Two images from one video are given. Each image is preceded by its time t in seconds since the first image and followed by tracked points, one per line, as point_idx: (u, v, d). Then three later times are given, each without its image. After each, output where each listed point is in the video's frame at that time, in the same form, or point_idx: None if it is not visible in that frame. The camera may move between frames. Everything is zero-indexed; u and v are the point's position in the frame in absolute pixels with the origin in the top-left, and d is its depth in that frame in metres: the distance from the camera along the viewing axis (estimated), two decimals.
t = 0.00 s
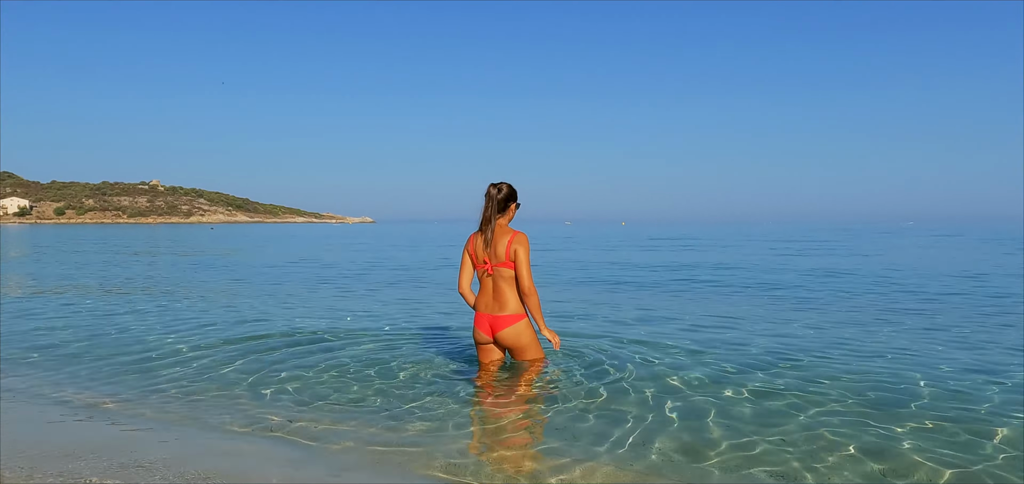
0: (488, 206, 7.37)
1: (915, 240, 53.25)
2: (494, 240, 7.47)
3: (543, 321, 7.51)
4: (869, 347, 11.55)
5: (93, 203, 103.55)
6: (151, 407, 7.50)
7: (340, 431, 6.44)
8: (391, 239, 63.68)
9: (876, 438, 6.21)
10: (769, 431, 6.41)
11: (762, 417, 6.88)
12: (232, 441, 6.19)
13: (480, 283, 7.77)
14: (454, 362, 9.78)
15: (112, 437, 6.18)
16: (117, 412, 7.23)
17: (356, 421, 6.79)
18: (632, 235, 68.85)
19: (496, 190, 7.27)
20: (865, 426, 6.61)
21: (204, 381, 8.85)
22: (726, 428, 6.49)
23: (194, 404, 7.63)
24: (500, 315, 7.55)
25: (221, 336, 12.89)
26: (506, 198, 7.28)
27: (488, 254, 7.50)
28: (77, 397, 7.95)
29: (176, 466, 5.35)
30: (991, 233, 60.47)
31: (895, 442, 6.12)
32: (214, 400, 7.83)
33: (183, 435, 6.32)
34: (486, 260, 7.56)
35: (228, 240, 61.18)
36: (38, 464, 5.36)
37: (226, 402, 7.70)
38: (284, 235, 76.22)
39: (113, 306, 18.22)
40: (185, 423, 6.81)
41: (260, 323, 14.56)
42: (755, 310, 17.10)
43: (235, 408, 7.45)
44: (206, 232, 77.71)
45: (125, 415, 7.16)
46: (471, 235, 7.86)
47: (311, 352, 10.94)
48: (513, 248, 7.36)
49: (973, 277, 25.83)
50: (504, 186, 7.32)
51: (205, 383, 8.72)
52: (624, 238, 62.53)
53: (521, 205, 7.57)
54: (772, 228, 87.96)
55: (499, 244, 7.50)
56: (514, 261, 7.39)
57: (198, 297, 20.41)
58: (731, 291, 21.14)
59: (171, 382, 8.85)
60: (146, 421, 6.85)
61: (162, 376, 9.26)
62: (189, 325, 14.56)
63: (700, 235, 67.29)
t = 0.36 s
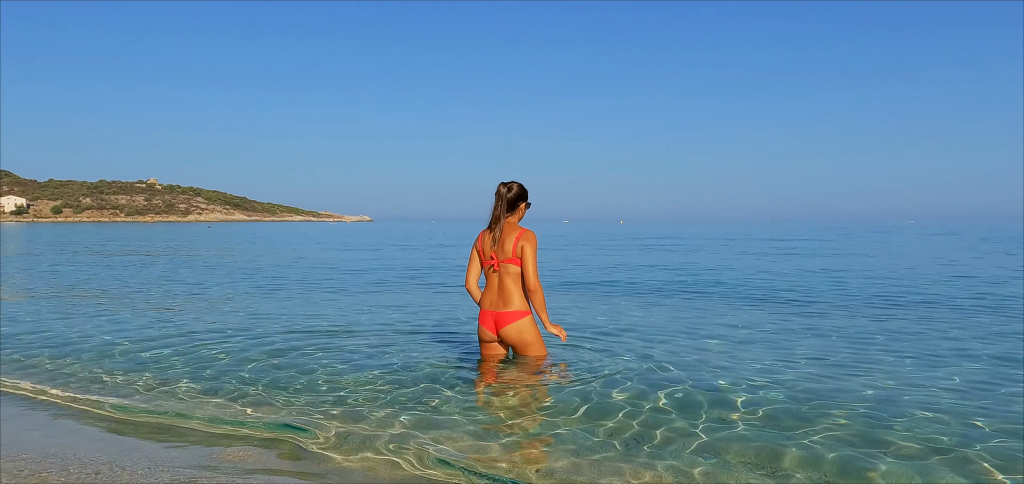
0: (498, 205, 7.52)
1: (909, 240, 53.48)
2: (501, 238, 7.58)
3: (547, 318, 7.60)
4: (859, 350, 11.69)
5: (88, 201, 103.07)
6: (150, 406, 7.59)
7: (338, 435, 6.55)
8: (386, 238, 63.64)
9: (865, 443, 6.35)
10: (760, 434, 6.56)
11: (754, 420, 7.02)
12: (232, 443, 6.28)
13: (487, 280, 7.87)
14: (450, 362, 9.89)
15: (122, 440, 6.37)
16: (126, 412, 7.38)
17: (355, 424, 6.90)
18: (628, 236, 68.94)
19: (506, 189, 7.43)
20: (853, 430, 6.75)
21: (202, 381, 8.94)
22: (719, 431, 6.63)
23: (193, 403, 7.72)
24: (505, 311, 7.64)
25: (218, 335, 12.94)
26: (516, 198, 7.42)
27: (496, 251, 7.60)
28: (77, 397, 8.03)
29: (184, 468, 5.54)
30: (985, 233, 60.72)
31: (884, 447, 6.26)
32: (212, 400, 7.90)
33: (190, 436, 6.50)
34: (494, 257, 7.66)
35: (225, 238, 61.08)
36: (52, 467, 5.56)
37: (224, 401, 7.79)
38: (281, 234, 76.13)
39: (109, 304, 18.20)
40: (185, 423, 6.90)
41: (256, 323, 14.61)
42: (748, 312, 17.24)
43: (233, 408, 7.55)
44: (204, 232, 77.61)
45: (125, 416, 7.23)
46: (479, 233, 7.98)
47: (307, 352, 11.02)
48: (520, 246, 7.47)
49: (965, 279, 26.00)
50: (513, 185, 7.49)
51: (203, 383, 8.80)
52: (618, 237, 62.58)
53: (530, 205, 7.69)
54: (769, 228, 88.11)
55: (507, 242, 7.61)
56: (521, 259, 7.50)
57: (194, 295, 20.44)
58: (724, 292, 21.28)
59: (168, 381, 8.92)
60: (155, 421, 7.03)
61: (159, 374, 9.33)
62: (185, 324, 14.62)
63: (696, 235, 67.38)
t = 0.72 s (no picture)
0: (518, 205, 7.29)
1: (915, 239, 53.05)
2: (523, 239, 7.36)
3: (572, 320, 7.39)
4: (869, 349, 11.47)
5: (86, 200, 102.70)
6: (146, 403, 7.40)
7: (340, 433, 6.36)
8: (387, 239, 63.23)
9: (885, 443, 6.14)
10: (775, 434, 6.37)
11: (769, 420, 6.82)
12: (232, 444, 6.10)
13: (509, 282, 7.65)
14: (454, 361, 9.68)
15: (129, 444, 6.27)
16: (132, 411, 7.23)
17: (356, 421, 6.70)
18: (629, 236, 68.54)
19: (527, 188, 7.21)
20: (872, 429, 6.54)
21: (200, 379, 8.73)
22: (733, 431, 6.43)
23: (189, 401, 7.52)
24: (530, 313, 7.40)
25: (216, 334, 12.71)
26: (536, 197, 7.20)
27: (518, 253, 7.38)
28: (74, 394, 7.89)
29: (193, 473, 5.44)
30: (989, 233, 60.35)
31: (904, 446, 6.06)
32: (210, 397, 7.70)
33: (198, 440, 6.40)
34: (516, 259, 7.43)
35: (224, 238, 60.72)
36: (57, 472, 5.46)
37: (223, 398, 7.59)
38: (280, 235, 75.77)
39: (109, 303, 17.97)
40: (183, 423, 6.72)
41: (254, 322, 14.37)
42: (753, 311, 17.01)
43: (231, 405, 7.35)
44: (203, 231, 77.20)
45: (120, 416, 7.05)
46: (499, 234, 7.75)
47: (307, 351, 10.78)
48: (544, 247, 7.25)
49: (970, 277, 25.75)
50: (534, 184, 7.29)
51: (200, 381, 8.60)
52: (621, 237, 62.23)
53: (551, 204, 7.47)
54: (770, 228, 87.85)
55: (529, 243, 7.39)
56: (545, 260, 7.27)
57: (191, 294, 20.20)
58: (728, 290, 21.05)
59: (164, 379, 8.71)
60: (161, 421, 6.89)
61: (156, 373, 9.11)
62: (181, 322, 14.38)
63: (698, 236, 67.07)
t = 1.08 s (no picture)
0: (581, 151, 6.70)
1: (909, 237, 53.24)
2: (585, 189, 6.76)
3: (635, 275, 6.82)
4: (895, 308, 11.02)
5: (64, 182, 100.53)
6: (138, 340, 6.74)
7: (357, 377, 5.74)
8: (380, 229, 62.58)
9: (957, 390, 5.66)
10: (836, 382, 5.85)
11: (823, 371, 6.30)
12: (238, 374, 5.47)
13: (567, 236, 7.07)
14: (468, 326, 9.06)
15: (147, 362, 5.71)
16: (145, 342, 6.61)
17: (374, 370, 6.09)
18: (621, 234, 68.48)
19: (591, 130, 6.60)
20: (938, 380, 6.04)
21: (216, 328, 8.09)
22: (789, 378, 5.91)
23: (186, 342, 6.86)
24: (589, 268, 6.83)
25: (225, 295, 12.07)
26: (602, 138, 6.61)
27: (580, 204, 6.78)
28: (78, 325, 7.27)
29: (226, 390, 4.85)
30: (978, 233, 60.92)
31: (980, 395, 5.55)
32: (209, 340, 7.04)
33: (224, 365, 5.79)
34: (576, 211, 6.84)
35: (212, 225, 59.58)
36: (71, 378, 4.89)
37: (225, 343, 6.94)
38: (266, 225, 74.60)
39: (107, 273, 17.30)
40: (181, 355, 6.09)
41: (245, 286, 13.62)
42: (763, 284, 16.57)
43: (233, 348, 6.69)
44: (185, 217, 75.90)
45: (133, 345, 6.42)
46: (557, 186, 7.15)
47: (307, 311, 10.09)
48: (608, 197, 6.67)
49: (969, 258, 25.60)
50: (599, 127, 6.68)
51: (195, 327, 7.92)
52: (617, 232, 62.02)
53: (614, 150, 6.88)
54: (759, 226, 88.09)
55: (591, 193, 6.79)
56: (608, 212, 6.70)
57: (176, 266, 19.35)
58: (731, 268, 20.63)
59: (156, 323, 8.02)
60: (181, 352, 6.30)
61: (146, 317, 8.41)
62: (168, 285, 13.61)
63: (690, 235, 67.08)
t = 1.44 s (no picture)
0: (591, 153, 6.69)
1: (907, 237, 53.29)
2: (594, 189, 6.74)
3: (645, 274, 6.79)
4: (896, 309, 11.00)
5: (63, 181, 100.45)
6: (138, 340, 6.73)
7: (357, 377, 5.73)
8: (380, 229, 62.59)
9: (957, 392, 5.67)
10: (836, 383, 5.84)
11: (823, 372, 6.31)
12: (238, 374, 5.47)
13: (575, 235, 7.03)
14: (468, 328, 9.04)
15: (148, 362, 5.70)
16: (146, 342, 6.61)
17: (374, 370, 6.08)
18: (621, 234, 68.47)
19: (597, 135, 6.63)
20: (939, 382, 6.05)
21: (219, 327, 8.09)
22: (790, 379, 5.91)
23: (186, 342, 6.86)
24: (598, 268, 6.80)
25: (226, 295, 12.06)
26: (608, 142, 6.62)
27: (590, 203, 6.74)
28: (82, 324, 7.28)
29: (227, 390, 4.86)
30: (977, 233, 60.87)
31: (982, 397, 5.54)
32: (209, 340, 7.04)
33: (227, 364, 5.80)
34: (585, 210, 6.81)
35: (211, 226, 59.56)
36: (73, 378, 4.89)
37: (224, 343, 6.93)
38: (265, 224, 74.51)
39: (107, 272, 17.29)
40: (181, 355, 6.08)
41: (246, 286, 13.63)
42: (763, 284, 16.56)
43: (232, 348, 6.69)
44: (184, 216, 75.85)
45: (135, 344, 6.43)
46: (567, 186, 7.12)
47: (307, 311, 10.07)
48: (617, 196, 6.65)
49: (969, 259, 25.58)
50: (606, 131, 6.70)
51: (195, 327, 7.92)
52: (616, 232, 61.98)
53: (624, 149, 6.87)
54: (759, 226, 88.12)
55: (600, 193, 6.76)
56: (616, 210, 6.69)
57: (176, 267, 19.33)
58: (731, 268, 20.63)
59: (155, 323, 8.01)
60: (184, 351, 6.30)
61: (145, 317, 8.39)
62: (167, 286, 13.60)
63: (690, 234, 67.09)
